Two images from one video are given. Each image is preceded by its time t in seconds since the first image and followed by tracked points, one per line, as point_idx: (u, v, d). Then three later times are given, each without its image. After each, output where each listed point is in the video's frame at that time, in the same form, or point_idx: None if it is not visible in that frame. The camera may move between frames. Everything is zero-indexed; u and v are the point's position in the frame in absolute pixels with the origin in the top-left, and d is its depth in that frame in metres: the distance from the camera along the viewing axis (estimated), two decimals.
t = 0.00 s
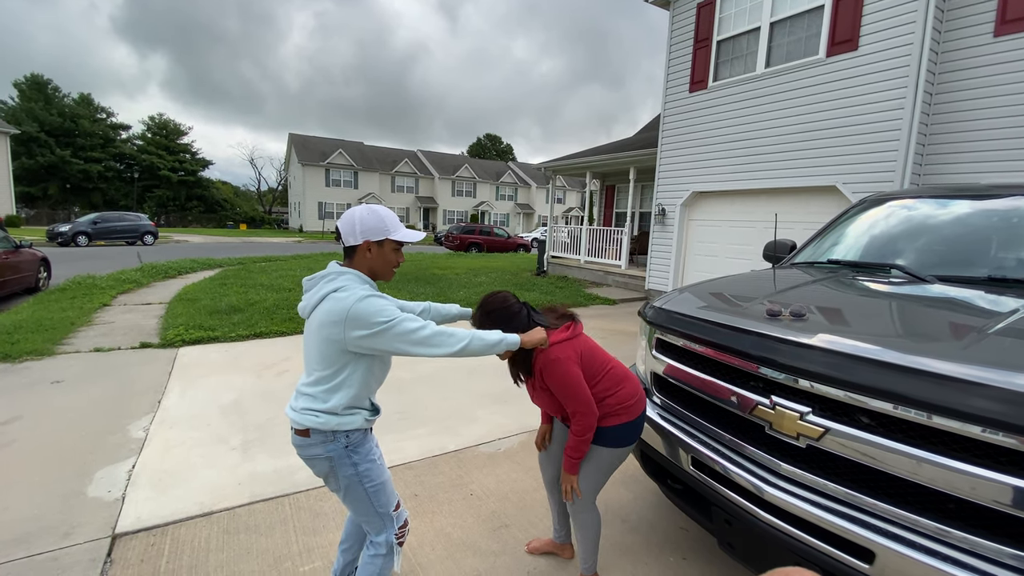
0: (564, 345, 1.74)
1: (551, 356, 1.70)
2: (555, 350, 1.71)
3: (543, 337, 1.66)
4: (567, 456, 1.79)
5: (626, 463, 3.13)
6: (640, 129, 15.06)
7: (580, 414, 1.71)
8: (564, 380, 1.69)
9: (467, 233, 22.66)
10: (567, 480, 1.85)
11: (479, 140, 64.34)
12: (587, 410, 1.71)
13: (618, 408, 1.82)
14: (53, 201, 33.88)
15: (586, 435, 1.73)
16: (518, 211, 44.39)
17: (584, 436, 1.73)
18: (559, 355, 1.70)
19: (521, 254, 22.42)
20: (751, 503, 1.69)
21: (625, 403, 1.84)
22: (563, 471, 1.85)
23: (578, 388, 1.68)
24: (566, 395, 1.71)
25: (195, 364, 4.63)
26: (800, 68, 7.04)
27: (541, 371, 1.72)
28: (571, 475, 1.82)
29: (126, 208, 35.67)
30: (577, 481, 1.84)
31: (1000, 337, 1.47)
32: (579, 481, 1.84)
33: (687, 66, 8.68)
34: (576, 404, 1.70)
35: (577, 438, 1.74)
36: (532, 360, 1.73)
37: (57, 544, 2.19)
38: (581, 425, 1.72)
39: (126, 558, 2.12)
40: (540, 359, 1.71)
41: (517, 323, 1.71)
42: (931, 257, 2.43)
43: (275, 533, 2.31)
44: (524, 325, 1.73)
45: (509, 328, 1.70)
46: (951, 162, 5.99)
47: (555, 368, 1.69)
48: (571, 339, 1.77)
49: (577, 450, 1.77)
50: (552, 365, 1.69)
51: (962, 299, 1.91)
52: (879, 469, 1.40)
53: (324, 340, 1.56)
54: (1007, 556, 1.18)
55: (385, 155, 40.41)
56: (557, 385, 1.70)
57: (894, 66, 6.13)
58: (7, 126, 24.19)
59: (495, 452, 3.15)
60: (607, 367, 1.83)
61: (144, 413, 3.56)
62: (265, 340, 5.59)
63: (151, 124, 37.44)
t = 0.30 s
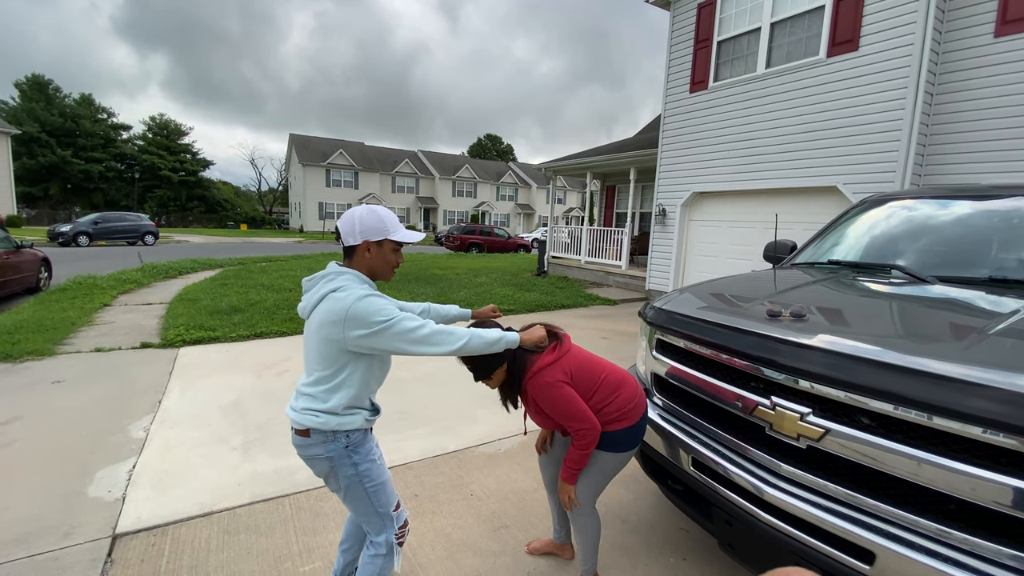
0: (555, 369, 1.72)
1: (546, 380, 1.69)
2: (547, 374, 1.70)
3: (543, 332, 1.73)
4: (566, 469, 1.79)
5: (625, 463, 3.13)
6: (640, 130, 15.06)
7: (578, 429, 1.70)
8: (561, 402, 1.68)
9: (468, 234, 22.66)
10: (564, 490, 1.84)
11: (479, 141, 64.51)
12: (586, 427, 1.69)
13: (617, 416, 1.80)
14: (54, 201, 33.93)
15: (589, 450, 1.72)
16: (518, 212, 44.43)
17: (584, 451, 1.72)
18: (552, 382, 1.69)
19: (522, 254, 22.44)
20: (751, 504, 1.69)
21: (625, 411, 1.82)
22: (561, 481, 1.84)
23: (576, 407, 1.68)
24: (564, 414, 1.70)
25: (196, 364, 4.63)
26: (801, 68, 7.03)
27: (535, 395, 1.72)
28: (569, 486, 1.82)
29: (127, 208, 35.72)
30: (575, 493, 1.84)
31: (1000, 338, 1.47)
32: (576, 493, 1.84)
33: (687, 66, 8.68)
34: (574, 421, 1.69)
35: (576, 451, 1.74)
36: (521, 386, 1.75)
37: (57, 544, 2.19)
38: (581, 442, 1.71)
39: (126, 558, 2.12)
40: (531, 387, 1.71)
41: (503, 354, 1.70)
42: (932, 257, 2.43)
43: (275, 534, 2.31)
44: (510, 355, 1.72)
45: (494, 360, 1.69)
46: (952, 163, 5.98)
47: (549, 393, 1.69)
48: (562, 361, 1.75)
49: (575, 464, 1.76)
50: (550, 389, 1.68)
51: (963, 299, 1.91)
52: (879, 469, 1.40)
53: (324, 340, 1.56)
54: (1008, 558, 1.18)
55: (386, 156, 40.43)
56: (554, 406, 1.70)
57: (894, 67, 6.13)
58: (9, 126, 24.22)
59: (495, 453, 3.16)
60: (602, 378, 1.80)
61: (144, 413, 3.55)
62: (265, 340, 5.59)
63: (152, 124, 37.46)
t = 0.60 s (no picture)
0: (549, 392, 1.67)
1: (542, 406, 1.66)
2: (542, 400, 1.66)
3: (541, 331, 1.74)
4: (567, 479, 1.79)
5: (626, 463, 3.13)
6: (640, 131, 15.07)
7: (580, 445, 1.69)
8: (561, 424, 1.66)
9: (468, 234, 22.66)
10: (563, 495, 1.84)
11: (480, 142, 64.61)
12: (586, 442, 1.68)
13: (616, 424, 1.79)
14: (55, 201, 33.96)
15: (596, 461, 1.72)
16: (519, 212, 44.45)
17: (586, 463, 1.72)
18: (547, 408, 1.65)
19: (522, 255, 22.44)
20: (751, 504, 1.69)
21: (626, 417, 1.80)
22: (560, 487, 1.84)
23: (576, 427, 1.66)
24: (568, 433, 1.68)
25: (196, 364, 4.63)
26: (802, 69, 7.03)
27: (535, 418, 1.69)
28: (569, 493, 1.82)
29: (128, 208, 35.76)
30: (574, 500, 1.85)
31: (1000, 338, 1.47)
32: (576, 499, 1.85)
33: (687, 67, 8.70)
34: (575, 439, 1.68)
35: (577, 462, 1.74)
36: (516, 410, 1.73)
37: (58, 544, 2.19)
38: (584, 456, 1.72)
39: (127, 558, 2.12)
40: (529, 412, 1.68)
41: (495, 387, 1.65)
42: (933, 258, 2.43)
43: (275, 534, 2.31)
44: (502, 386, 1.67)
45: (486, 394, 1.65)
46: (953, 164, 5.97)
47: (547, 419, 1.67)
48: (556, 383, 1.70)
49: (576, 474, 1.77)
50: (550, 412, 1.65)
51: (964, 300, 1.91)
52: (880, 470, 1.40)
53: (323, 341, 1.56)
54: (1008, 558, 1.18)
55: (387, 156, 40.46)
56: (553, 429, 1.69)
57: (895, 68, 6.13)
58: (10, 127, 24.24)
59: (495, 453, 3.15)
60: (599, 387, 1.77)
61: (145, 413, 3.56)
62: (266, 340, 5.59)
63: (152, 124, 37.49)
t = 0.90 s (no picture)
0: (570, 415, 1.62)
1: (564, 430, 1.60)
2: (564, 425, 1.61)
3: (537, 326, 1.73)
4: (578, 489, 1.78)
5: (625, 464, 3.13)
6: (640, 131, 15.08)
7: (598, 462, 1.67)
8: (583, 445, 1.62)
9: (468, 235, 22.68)
10: (570, 501, 1.83)
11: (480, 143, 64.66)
12: (605, 459, 1.66)
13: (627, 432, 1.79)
14: (55, 201, 33.98)
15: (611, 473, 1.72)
16: (519, 213, 44.48)
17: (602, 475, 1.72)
18: (570, 431, 1.61)
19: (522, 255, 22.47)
20: (752, 505, 1.70)
21: (635, 425, 1.80)
22: (567, 494, 1.83)
23: (598, 447, 1.63)
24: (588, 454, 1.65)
25: (197, 365, 4.63)
26: (802, 69, 7.04)
27: (554, 443, 1.63)
28: (577, 501, 1.81)
29: (128, 208, 35.78)
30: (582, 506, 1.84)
31: (1001, 339, 1.47)
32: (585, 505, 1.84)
33: (687, 67, 8.70)
34: (594, 457, 1.65)
35: (591, 474, 1.73)
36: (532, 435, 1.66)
37: (58, 544, 2.19)
38: (599, 469, 1.70)
39: (127, 559, 2.12)
40: (549, 436, 1.62)
41: (515, 413, 1.58)
42: (932, 259, 2.43)
43: (276, 534, 2.32)
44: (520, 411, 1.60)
45: (506, 422, 1.57)
46: (953, 164, 5.97)
47: (567, 441, 1.62)
48: (575, 403, 1.65)
49: (587, 483, 1.76)
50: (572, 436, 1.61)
51: (964, 300, 1.91)
52: (880, 471, 1.40)
53: (320, 341, 1.56)
54: (1008, 558, 1.18)
55: (387, 156, 40.47)
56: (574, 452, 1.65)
57: (894, 69, 6.14)
58: (10, 127, 24.23)
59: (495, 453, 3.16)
60: (611, 400, 1.74)
61: (145, 413, 3.56)
62: (266, 340, 5.60)
63: (153, 125, 37.50)
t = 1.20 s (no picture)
0: (596, 420, 1.61)
1: (590, 435, 1.60)
2: (591, 429, 1.60)
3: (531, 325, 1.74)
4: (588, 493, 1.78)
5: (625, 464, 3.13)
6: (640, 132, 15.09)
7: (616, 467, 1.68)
8: (606, 451, 1.62)
9: (468, 235, 22.69)
10: (578, 505, 1.83)
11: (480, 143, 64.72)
12: (623, 463, 1.67)
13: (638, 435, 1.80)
14: (56, 201, 34.00)
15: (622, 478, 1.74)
16: (519, 213, 44.52)
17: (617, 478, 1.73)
18: (596, 436, 1.60)
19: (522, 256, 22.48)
20: (751, 505, 1.70)
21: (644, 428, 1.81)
22: (575, 497, 1.82)
23: (620, 452, 1.63)
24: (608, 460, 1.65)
25: (197, 365, 4.63)
26: (802, 70, 7.04)
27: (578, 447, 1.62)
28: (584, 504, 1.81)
29: (128, 208, 35.80)
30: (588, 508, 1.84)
31: (1001, 339, 1.47)
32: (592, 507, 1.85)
33: (688, 68, 8.71)
34: (613, 462, 1.65)
35: (604, 477, 1.73)
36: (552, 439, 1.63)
37: (58, 544, 2.19)
38: (612, 474, 1.72)
39: (127, 559, 2.12)
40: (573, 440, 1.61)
41: (544, 417, 1.54)
42: (933, 259, 2.43)
43: (276, 534, 2.32)
44: (548, 414, 1.56)
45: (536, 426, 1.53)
46: (953, 165, 5.98)
47: (591, 446, 1.61)
48: (599, 407, 1.65)
49: (597, 487, 1.77)
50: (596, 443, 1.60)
51: (964, 301, 1.91)
52: (880, 471, 1.40)
53: (317, 340, 1.56)
54: (1007, 558, 1.18)
55: (387, 157, 40.49)
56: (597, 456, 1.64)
57: (894, 70, 6.14)
58: (10, 127, 24.23)
59: (495, 454, 3.16)
60: (629, 406, 1.75)
61: (145, 413, 3.56)
62: (266, 340, 5.60)
63: (153, 125, 37.51)
